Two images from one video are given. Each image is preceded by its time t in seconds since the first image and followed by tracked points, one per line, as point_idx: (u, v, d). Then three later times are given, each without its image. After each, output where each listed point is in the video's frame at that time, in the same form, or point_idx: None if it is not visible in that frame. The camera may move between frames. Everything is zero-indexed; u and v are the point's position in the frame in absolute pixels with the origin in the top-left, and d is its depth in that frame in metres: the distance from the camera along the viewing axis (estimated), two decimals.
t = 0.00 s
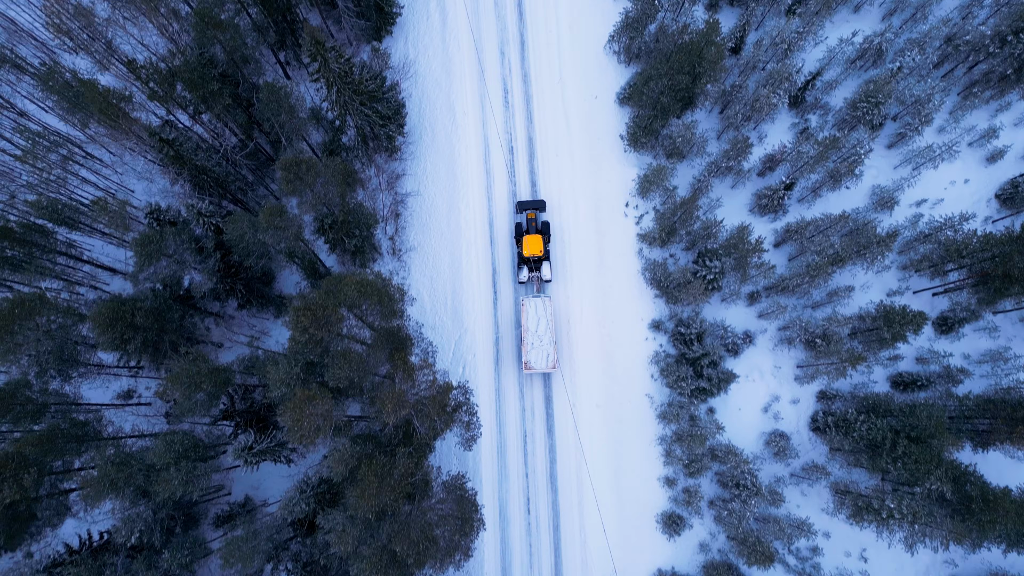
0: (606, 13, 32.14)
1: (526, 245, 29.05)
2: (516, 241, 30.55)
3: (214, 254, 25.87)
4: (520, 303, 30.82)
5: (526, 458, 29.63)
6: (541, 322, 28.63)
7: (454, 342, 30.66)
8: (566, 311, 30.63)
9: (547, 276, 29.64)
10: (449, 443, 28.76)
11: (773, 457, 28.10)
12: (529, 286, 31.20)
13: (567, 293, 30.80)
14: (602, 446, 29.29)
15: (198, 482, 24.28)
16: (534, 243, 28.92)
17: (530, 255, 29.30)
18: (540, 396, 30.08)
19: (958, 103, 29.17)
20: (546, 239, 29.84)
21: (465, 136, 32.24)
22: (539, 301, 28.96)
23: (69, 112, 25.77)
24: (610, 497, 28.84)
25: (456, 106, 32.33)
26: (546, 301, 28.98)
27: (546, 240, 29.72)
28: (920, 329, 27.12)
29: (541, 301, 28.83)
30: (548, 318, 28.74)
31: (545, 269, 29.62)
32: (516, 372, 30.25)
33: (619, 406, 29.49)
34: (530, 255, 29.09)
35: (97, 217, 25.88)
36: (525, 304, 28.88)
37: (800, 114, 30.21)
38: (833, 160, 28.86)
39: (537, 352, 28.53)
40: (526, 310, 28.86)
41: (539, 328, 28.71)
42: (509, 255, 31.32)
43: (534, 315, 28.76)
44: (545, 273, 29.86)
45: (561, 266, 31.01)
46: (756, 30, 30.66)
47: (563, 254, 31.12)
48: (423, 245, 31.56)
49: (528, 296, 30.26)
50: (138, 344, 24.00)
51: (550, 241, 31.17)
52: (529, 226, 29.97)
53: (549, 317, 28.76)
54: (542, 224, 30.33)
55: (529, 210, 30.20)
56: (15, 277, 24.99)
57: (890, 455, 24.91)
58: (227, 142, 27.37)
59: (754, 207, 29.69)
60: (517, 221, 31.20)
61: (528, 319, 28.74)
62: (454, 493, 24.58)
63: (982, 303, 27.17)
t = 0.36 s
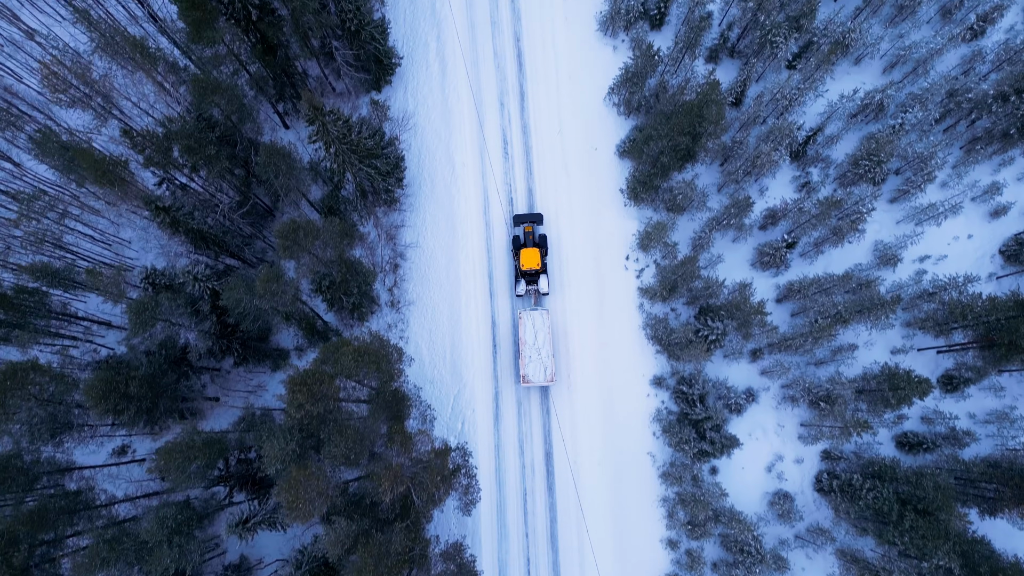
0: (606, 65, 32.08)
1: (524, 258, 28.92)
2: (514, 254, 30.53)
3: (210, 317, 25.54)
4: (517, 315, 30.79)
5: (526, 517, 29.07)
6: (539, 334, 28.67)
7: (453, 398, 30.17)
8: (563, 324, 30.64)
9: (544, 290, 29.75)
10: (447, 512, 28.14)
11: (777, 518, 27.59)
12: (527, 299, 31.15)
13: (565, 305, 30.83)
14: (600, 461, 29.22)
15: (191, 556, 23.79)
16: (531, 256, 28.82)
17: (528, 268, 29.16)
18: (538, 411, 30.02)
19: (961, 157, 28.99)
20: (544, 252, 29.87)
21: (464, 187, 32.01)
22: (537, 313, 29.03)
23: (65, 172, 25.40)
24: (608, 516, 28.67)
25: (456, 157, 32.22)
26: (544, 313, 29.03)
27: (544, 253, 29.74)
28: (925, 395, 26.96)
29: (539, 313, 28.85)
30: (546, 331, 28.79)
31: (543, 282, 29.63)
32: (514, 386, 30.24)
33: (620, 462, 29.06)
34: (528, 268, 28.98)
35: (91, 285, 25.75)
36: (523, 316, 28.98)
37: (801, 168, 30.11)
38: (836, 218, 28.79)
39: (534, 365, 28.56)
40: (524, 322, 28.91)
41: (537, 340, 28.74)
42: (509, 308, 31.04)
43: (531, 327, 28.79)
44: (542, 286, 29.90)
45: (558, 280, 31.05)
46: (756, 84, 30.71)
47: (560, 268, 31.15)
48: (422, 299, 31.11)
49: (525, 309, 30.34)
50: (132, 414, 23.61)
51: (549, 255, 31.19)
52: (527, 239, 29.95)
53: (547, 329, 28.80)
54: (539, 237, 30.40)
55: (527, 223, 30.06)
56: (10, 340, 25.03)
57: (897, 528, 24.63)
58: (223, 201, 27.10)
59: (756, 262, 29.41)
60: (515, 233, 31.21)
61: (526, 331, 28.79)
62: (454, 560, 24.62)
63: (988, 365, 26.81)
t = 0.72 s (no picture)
0: (607, 114, 32.03)
1: (521, 269, 29.13)
2: (511, 266, 30.63)
3: (205, 379, 25.28)
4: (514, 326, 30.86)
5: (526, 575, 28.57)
6: (536, 346, 28.75)
7: (452, 453, 29.67)
8: (561, 335, 30.67)
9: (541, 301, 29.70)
10: None
11: None
12: (524, 310, 31.18)
13: (562, 317, 30.86)
14: (598, 474, 29.20)
15: None
16: (529, 267, 28.98)
17: (525, 279, 29.32)
18: (535, 424, 30.03)
19: (965, 211, 28.71)
20: (542, 263, 29.97)
21: (464, 235, 31.80)
22: (534, 325, 29.15)
23: (59, 230, 24.88)
24: (607, 528, 28.59)
25: (455, 205, 32.02)
26: (541, 325, 29.15)
27: (541, 265, 29.86)
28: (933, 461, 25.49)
29: (537, 325, 28.97)
30: (543, 342, 28.88)
31: (541, 293, 29.75)
32: (511, 398, 30.25)
33: (622, 518, 28.62)
34: (525, 280, 29.14)
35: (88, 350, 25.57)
36: (521, 328, 29.13)
37: (803, 219, 29.90)
38: (839, 274, 28.35)
39: (532, 377, 28.58)
40: (521, 334, 29.03)
41: (534, 352, 28.80)
42: (509, 360, 30.67)
43: (529, 339, 28.90)
44: (539, 297, 30.02)
45: (556, 291, 31.09)
46: (757, 136, 30.47)
47: (558, 279, 31.21)
48: (420, 352, 30.70)
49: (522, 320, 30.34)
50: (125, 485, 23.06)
51: (546, 267, 31.31)
52: (524, 251, 30.12)
53: (544, 341, 28.90)
54: (536, 249, 30.47)
55: (524, 235, 30.32)
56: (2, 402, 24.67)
57: None
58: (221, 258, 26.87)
59: (758, 316, 29.03)
60: (512, 245, 31.40)
61: (523, 343, 28.89)
62: None
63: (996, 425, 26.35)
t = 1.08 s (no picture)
0: (607, 161, 31.83)
1: (518, 277, 29.42)
2: (508, 274, 30.66)
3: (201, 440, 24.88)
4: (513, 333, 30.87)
5: None
6: (534, 354, 28.84)
7: (451, 506, 29.18)
8: (559, 342, 30.68)
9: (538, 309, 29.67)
10: None
11: None
12: (522, 318, 31.22)
13: (560, 325, 30.88)
14: (596, 483, 29.17)
15: None
16: (525, 276, 29.37)
17: (522, 287, 29.57)
18: (534, 433, 30.01)
19: (969, 261, 28.42)
20: (539, 272, 30.05)
21: (462, 283, 31.48)
22: (532, 333, 29.28)
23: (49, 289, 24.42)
24: (605, 537, 28.57)
25: (454, 252, 31.70)
26: (539, 333, 29.25)
27: (539, 273, 29.98)
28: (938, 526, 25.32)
29: (534, 333, 29.08)
30: (541, 350, 28.97)
31: (538, 301, 29.86)
32: (509, 407, 30.28)
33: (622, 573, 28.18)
34: (522, 288, 29.43)
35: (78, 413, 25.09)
36: (518, 336, 29.23)
37: (806, 268, 29.51)
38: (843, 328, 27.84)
39: (529, 386, 28.68)
40: (519, 342, 29.15)
41: (532, 360, 28.91)
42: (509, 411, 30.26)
43: (526, 347, 29.02)
44: (537, 306, 30.09)
45: (554, 299, 31.14)
46: (759, 186, 30.05)
47: (557, 287, 31.24)
48: (418, 404, 30.22)
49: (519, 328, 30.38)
50: (116, 553, 22.60)
51: (544, 274, 31.33)
52: (521, 259, 30.36)
53: (542, 348, 28.99)
54: (533, 257, 30.68)
55: (521, 243, 30.50)
56: None
57: None
58: (217, 315, 26.53)
59: (761, 367, 28.55)
60: (509, 253, 31.37)
61: (521, 351, 29.02)
62: None
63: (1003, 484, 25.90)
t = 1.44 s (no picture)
0: (607, 206, 31.61)
1: (514, 285, 29.33)
2: (505, 281, 30.79)
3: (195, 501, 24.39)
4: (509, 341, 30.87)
5: None
6: (531, 362, 28.91)
7: (450, 558, 28.70)
8: (556, 347, 30.71)
9: (535, 316, 29.73)
10: None
11: None
12: (519, 325, 31.20)
13: (557, 331, 30.89)
14: (594, 487, 29.19)
15: None
16: (521, 283, 29.27)
17: (519, 295, 29.50)
18: (530, 438, 30.02)
19: (974, 312, 28.11)
20: (536, 279, 30.13)
21: (461, 329, 31.11)
22: (529, 340, 29.33)
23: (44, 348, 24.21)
24: (601, 539, 28.63)
25: (453, 298, 31.36)
26: (536, 340, 29.33)
27: (535, 281, 30.04)
28: None
29: (531, 340, 29.16)
30: (537, 358, 29.03)
31: (535, 309, 29.78)
32: (506, 412, 30.27)
33: None
34: (518, 295, 29.34)
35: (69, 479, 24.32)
36: (514, 343, 29.29)
37: (810, 315, 29.07)
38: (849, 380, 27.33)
39: (526, 393, 28.77)
40: (516, 349, 29.20)
41: (529, 367, 29.00)
42: (509, 462, 29.83)
43: (523, 354, 29.06)
44: (534, 313, 30.01)
45: (551, 305, 31.14)
46: (761, 234, 29.79)
47: (554, 293, 31.25)
48: (417, 455, 29.72)
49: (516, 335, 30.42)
50: None
51: (541, 280, 31.32)
52: (517, 266, 30.36)
53: (538, 356, 29.04)
54: (530, 264, 30.75)
55: (517, 251, 30.54)
56: None
57: None
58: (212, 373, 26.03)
59: (764, 419, 28.09)
60: (506, 260, 31.41)
61: (518, 359, 29.06)
62: None
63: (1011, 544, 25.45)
